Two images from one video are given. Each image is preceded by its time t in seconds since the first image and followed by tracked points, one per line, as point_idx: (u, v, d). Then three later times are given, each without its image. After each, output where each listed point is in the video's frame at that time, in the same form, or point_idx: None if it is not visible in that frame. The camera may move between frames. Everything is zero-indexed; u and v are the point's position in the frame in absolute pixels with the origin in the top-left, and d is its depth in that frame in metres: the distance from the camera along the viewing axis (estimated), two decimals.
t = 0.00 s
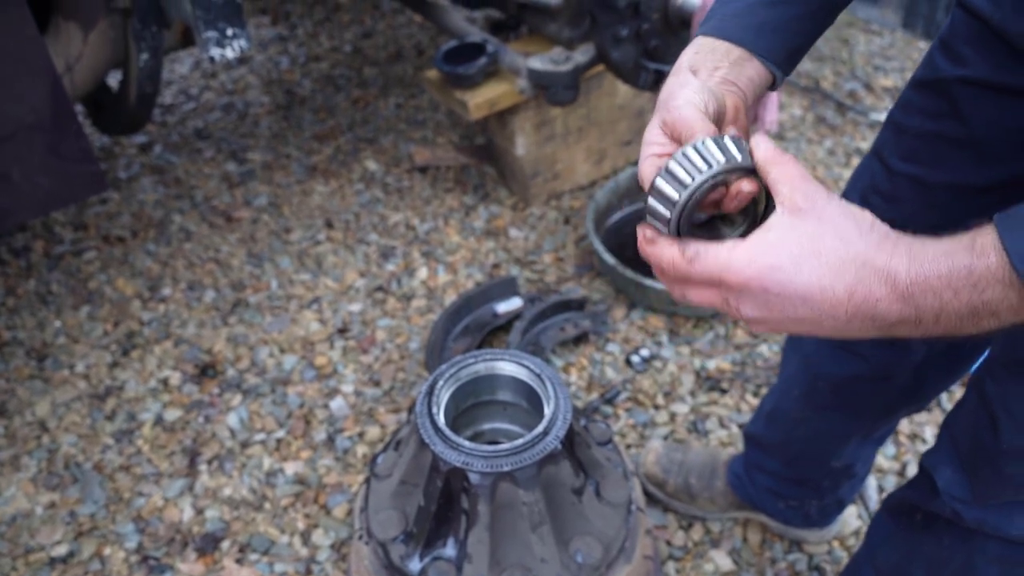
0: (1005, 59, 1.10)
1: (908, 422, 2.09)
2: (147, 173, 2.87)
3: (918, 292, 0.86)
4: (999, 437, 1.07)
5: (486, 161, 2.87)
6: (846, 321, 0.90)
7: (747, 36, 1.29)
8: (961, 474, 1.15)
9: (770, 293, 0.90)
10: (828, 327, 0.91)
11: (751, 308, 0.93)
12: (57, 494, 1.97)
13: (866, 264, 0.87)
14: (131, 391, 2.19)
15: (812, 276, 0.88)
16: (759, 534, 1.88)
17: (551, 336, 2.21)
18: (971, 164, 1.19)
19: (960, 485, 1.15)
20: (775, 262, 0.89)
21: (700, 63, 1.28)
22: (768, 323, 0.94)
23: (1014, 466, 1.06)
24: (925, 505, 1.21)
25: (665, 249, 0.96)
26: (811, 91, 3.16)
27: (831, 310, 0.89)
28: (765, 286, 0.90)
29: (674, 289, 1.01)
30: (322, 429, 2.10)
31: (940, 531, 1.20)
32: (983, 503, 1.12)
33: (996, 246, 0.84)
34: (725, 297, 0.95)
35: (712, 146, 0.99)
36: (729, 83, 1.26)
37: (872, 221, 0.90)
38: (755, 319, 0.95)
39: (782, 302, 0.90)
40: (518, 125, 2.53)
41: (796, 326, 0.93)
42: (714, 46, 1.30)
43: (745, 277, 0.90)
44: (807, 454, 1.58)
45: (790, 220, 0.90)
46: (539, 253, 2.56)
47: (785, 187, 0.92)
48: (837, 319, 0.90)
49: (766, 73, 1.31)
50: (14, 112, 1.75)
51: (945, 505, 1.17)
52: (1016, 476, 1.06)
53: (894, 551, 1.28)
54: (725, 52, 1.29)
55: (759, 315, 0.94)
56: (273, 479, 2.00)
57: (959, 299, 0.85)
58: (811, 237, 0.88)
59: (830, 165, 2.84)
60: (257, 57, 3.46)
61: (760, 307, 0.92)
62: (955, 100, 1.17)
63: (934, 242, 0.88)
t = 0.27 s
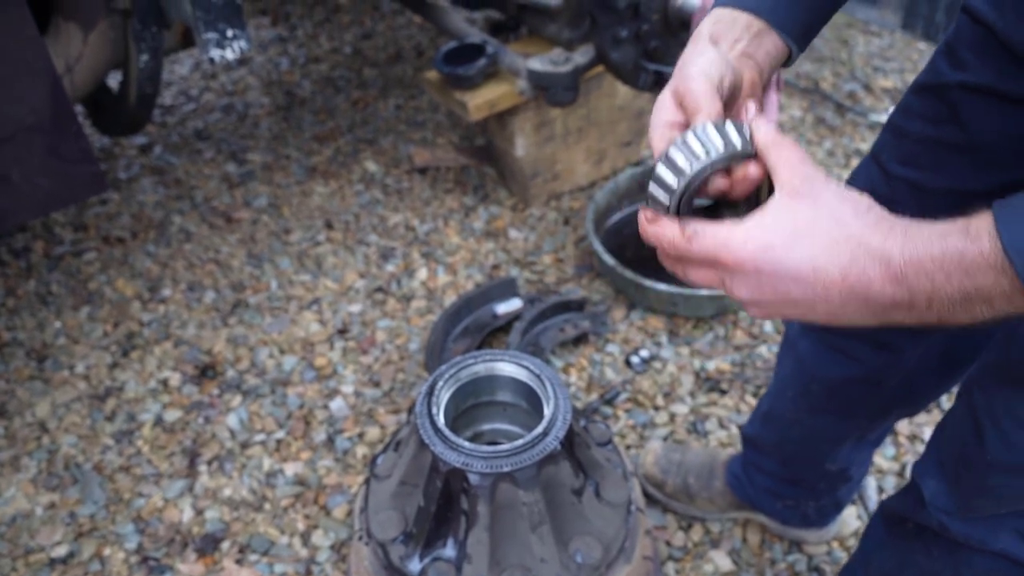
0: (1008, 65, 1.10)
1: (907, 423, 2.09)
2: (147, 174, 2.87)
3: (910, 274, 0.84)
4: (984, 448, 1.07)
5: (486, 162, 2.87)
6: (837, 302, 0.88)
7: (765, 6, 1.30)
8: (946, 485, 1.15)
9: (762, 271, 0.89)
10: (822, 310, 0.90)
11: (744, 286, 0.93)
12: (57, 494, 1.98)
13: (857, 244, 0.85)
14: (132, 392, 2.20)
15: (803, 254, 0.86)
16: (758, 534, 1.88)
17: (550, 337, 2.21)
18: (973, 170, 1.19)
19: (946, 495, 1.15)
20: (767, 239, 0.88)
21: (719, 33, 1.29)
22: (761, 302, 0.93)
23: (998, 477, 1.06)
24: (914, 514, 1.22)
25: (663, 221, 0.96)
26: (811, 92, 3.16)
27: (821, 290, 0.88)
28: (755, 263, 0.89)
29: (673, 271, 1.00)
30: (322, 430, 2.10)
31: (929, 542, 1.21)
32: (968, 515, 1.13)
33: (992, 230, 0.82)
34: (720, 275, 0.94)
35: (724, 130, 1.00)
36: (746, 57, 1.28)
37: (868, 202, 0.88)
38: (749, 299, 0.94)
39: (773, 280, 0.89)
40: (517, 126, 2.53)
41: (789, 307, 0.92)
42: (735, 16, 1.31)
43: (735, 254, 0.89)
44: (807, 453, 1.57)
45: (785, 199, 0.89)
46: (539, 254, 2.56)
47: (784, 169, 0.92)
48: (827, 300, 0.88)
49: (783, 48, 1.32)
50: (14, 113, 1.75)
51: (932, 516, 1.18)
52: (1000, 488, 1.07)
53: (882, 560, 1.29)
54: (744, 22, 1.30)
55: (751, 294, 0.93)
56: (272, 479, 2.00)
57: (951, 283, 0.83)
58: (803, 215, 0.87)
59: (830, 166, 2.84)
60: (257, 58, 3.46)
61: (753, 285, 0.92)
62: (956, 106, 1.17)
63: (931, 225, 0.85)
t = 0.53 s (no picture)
0: (1014, 39, 1.16)
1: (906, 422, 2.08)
2: (145, 174, 2.87)
3: (869, 215, 0.85)
4: (974, 449, 1.10)
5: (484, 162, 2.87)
6: (797, 240, 0.90)
7: None
8: (938, 485, 1.16)
9: (729, 203, 0.91)
10: (784, 247, 0.92)
11: (711, 219, 0.95)
12: (56, 495, 1.97)
13: (822, 180, 0.87)
14: (130, 393, 2.20)
15: (769, 188, 0.88)
16: (758, 534, 1.87)
17: (549, 337, 2.22)
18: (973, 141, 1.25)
19: (938, 496, 1.16)
20: (736, 171, 0.90)
21: None
22: (725, 236, 0.96)
23: (986, 480, 1.08)
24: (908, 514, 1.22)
25: (642, 151, 0.99)
26: (810, 93, 3.16)
27: (782, 226, 0.90)
28: (723, 195, 0.91)
29: (650, 200, 1.03)
30: (320, 430, 2.10)
31: (922, 543, 1.20)
32: (959, 517, 1.14)
33: (950, 175, 0.83)
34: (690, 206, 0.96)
35: (705, 57, 1.04)
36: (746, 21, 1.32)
37: (840, 143, 0.89)
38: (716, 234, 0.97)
39: (739, 212, 0.91)
40: (516, 127, 2.54)
41: (751, 243, 0.94)
42: None
43: (704, 184, 0.92)
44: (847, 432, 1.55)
45: (760, 133, 0.91)
46: (538, 254, 2.56)
47: (763, 106, 0.93)
48: (788, 237, 0.90)
49: (789, 18, 1.35)
50: (12, 113, 1.75)
51: (922, 517, 1.18)
52: (987, 490, 1.08)
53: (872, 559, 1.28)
54: None
55: (717, 228, 0.95)
56: (271, 480, 2.00)
57: (909, 227, 0.84)
58: (773, 151, 0.89)
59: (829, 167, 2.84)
60: (255, 59, 3.46)
61: (719, 217, 0.94)
62: (959, 73, 1.24)
63: (898, 167, 0.87)
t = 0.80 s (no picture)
0: None
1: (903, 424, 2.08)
2: (143, 177, 2.87)
3: (848, 168, 0.95)
4: (962, 434, 1.11)
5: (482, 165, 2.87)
6: (784, 194, 1.01)
7: None
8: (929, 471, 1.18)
9: (725, 158, 1.03)
10: (772, 201, 1.02)
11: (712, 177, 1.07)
12: (53, 498, 1.97)
13: (807, 137, 0.98)
14: (128, 396, 2.20)
15: (760, 143, 1.00)
16: (754, 534, 1.87)
17: (547, 339, 2.22)
18: None
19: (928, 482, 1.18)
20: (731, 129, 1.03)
21: None
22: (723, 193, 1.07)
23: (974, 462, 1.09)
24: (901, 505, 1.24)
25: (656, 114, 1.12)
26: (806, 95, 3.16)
27: (770, 179, 1.00)
28: (721, 151, 1.03)
29: (662, 162, 1.16)
30: (318, 433, 2.10)
31: (916, 533, 1.23)
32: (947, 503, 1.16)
33: (926, 132, 0.92)
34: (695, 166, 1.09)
35: (715, 36, 1.18)
36: None
37: (828, 107, 1.01)
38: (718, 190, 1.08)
39: (733, 167, 1.03)
40: (513, 129, 2.54)
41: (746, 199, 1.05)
42: None
43: (703, 141, 1.05)
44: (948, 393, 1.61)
45: (756, 100, 1.04)
46: (535, 257, 2.57)
47: (762, 78, 1.06)
48: (775, 192, 1.01)
49: None
50: (10, 116, 1.75)
51: (914, 505, 1.20)
52: (973, 474, 1.10)
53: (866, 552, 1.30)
54: None
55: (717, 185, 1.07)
56: (269, 482, 2.00)
57: (883, 180, 0.93)
58: (764, 114, 1.01)
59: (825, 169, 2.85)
60: (253, 61, 3.46)
61: (717, 175, 1.06)
62: None
63: (876, 127, 0.96)
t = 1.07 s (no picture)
0: None
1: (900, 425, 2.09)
2: (141, 181, 2.88)
3: (871, 122, 1.01)
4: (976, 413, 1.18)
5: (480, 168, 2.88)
6: (818, 149, 1.06)
7: None
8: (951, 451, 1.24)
9: (762, 118, 1.09)
10: (805, 155, 1.08)
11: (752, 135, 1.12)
12: (52, 502, 1.97)
13: (837, 96, 1.04)
14: (126, 399, 2.20)
15: (796, 102, 1.06)
16: (752, 536, 1.87)
17: (544, 342, 2.23)
18: None
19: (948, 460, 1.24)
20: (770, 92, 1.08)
21: None
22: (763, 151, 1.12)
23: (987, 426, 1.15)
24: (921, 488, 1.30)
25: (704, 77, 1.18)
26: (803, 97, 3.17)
27: (805, 134, 1.06)
28: (761, 110, 1.09)
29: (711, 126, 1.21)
30: (317, 436, 2.11)
31: (932, 517, 1.30)
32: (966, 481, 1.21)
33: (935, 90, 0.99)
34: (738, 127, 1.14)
35: (766, 7, 1.32)
36: None
37: (859, 72, 1.07)
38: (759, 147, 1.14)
39: (770, 125, 1.08)
40: (511, 132, 2.54)
41: (783, 155, 1.10)
42: None
43: (746, 99, 1.10)
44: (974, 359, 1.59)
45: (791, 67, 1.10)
46: (533, 260, 2.57)
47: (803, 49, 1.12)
48: (810, 146, 1.06)
49: None
50: (8, 119, 1.75)
51: (936, 483, 1.25)
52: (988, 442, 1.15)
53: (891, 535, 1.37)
54: None
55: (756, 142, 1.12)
56: (267, 485, 2.00)
57: (898, 132, 1.00)
58: (804, 75, 1.07)
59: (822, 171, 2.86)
60: (251, 65, 3.47)
61: (755, 133, 1.11)
62: None
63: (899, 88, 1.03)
